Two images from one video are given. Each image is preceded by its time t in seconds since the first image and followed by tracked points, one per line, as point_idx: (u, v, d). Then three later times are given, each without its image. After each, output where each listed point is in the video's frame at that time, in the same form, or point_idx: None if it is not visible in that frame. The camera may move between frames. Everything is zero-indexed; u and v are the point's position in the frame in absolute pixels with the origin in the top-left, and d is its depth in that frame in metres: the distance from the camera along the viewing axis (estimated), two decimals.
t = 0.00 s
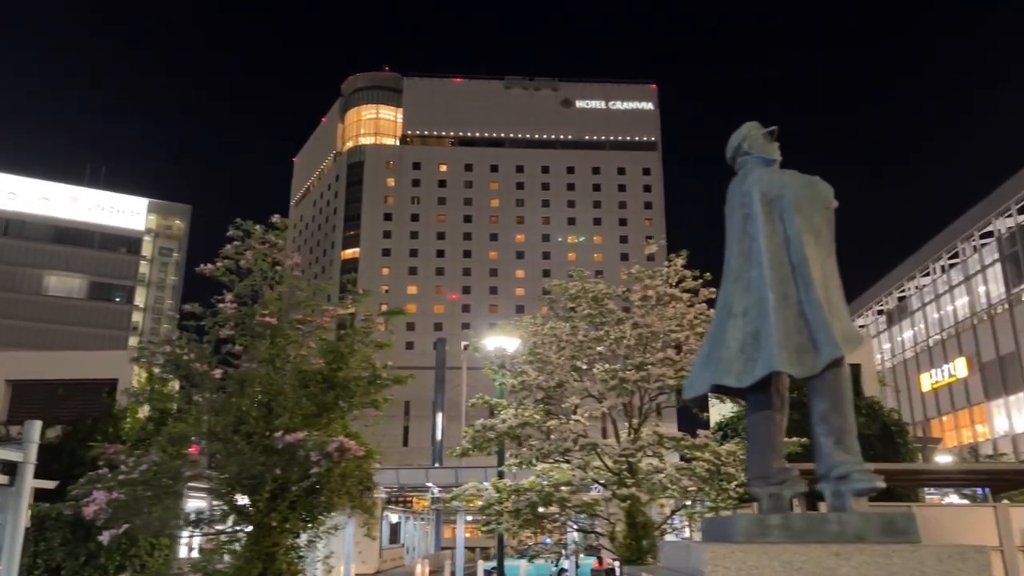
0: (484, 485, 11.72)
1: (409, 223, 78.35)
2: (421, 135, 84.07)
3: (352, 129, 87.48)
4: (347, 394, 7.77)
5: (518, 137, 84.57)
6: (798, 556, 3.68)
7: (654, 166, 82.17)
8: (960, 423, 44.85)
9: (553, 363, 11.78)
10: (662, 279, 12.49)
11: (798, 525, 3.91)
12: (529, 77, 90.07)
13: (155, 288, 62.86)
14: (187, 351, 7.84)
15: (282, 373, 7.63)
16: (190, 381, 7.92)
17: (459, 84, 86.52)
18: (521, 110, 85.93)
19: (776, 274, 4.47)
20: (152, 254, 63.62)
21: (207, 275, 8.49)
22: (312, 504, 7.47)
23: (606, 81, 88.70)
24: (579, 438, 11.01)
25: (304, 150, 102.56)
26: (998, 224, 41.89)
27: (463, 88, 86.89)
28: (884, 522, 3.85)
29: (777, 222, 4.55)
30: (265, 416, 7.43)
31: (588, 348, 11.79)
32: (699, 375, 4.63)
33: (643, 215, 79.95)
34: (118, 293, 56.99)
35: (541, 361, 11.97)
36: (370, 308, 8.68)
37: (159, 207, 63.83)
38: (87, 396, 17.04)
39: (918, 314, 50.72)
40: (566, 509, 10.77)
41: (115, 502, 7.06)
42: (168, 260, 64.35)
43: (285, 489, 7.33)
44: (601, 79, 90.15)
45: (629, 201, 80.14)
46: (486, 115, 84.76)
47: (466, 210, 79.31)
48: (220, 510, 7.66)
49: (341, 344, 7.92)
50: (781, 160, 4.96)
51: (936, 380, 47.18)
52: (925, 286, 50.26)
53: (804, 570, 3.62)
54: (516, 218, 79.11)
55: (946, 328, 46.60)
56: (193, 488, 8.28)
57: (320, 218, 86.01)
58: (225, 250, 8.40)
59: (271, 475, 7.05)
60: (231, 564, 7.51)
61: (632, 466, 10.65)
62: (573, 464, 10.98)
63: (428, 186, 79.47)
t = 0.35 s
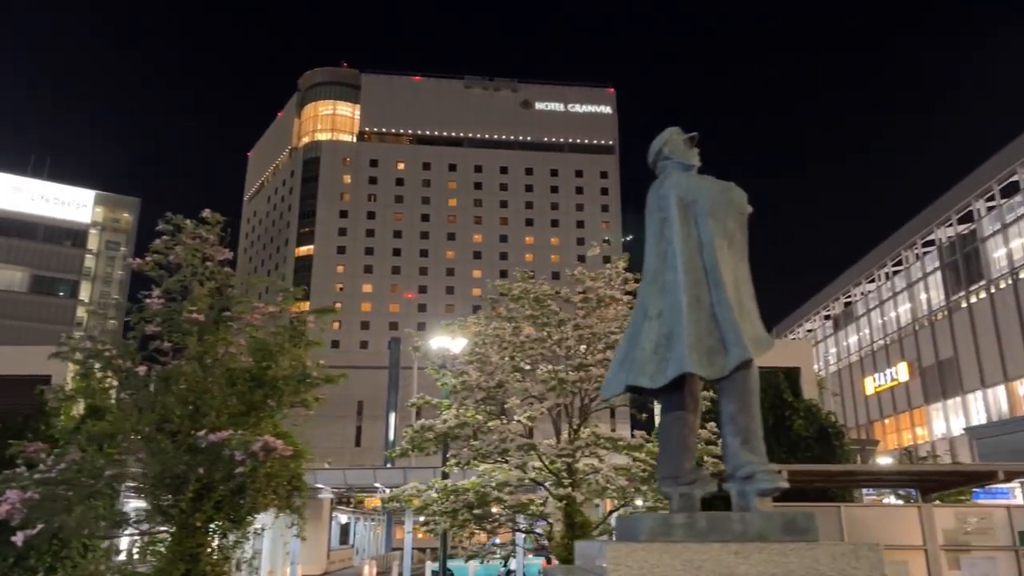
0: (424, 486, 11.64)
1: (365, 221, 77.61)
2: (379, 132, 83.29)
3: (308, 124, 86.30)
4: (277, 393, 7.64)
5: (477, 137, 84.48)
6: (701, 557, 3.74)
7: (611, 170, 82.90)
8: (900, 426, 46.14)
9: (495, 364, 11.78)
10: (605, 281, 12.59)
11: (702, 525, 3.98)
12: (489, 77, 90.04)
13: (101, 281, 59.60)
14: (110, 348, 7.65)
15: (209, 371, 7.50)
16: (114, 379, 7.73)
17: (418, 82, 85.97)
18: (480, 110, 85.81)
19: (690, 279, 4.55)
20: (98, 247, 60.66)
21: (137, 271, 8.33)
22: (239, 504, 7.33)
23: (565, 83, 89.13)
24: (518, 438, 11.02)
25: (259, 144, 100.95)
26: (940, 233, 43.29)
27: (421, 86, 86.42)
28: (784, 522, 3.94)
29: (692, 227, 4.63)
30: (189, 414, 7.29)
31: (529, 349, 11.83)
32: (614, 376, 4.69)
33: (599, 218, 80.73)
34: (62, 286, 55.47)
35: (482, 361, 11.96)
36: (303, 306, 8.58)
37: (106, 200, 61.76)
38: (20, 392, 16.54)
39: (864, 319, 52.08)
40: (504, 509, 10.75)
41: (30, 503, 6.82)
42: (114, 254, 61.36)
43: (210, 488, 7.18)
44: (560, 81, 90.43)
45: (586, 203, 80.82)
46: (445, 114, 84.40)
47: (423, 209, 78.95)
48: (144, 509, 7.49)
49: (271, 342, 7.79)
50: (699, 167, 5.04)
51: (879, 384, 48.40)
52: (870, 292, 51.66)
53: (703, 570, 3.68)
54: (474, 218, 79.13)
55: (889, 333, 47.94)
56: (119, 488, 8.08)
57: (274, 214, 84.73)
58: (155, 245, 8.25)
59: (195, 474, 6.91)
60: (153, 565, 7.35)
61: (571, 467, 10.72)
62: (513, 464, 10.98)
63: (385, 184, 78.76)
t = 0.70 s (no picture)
0: (373, 485, 11.47)
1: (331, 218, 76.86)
2: (347, 129, 82.54)
3: (275, 119, 85.26)
4: (212, 389, 7.49)
5: (446, 136, 84.19)
6: (621, 554, 3.69)
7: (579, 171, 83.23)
8: (858, 427, 46.91)
9: (446, 362, 11.64)
10: (559, 280, 12.57)
11: (625, 522, 3.94)
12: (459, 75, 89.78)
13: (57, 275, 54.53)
14: (37, 340, 7.37)
15: (144, 367, 7.31)
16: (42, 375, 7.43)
17: (386, 79, 85.40)
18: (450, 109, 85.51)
19: (622, 276, 4.52)
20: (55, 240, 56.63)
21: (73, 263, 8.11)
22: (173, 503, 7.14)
23: (534, 84, 89.23)
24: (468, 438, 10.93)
25: (224, 138, 99.56)
26: (897, 238, 44.23)
27: (390, 83, 85.84)
28: (706, 520, 3.92)
29: (624, 224, 4.61)
30: (122, 410, 7.09)
31: (482, 348, 11.78)
32: (546, 372, 4.62)
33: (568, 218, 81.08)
34: (18, 280, 54.06)
35: (433, 359, 11.83)
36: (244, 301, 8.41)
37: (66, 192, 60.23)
38: None
39: (824, 322, 52.86)
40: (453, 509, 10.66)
41: None
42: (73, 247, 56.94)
43: (143, 486, 6.99)
44: (530, 82, 90.51)
45: (555, 204, 81.06)
46: (413, 112, 83.96)
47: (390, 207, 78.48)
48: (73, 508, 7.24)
49: (208, 337, 7.62)
50: (635, 164, 5.03)
51: (837, 386, 49.20)
52: (830, 295, 52.52)
53: (622, 568, 3.64)
54: (442, 217, 78.93)
55: (848, 336, 48.75)
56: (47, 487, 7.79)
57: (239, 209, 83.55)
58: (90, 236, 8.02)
59: (126, 472, 6.75)
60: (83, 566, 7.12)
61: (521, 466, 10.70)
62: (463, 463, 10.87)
63: (352, 180, 77.98)
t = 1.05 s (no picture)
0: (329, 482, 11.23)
1: (306, 213, 76.20)
2: (322, 124, 81.79)
3: (249, 114, 84.09)
4: (153, 381, 7.28)
5: (423, 133, 83.72)
6: (548, 549, 3.55)
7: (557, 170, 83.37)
8: (828, 427, 47.35)
9: (404, 357, 11.42)
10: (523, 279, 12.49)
11: (556, 516, 3.81)
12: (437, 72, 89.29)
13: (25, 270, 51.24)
14: None
15: (80, 357, 7.06)
16: None
17: (363, 74, 84.69)
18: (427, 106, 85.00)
19: (560, 263, 4.39)
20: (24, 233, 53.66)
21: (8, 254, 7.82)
22: (109, 498, 6.89)
23: (513, 82, 89.01)
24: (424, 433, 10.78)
25: (198, 132, 98.18)
26: (868, 240, 44.62)
27: (367, 79, 85.14)
28: (641, 515, 3.80)
29: (566, 210, 4.47)
30: (57, 403, 6.82)
31: (442, 342, 11.61)
32: (483, 361, 4.49)
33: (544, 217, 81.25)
34: None
35: (390, 353, 11.61)
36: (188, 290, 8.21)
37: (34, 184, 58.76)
38: None
39: (795, 322, 53.31)
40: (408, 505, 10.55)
41: None
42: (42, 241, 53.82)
43: (79, 481, 6.75)
44: (508, 80, 90.25)
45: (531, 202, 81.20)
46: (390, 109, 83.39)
47: (366, 203, 78.01)
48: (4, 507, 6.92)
49: (149, 328, 7.37)
50: (580, 148, 4.89)
51: (808, 385, 49.62)
52: (802, 296, 52.86)
53: (551, 562, 3.51)
54: (418, 215, 78.67)
55: (819, 336, 49.10)
56: None
57: (212, 203, 82.43)
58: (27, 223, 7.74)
59: (58, 467, 6.55)
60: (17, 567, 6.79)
61: (479, 463, 10.54)
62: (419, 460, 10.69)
63: (328, 176, 77.34)
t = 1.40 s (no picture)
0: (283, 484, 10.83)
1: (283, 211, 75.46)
2: (301, 121, 80.97)
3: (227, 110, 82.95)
4: (85, 377, 6.97)
5: (402, 131, 83.17)
6: (470, 554, 3.32)
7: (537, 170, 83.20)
8: (803, 427, 47.57)
9: (363, 354, 11.14)
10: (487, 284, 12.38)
11: (483, 520, 3.58)
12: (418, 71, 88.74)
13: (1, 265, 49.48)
14: None
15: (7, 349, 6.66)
16: None
17: (343, 71, 83.91)
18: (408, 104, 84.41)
19: (497, 253, 4.15)
20: None
21: None
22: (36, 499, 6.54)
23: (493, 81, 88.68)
24: (381, 432, 10.56)
25: (175, 127, 96.80)
26: (843, 241, 44.69)
27: (347, 76, 84.40)
28: (571, 517, 3.59)
29: (504, 197, 4.24)
30: None
31: (404, 339, 11.34)
32: (415, 355, 4.22)
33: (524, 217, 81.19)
34: None
35: (350, 351, 11.32)
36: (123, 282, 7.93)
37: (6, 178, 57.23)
38: None
39: (772, 323, 53.49)
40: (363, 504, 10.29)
41: None
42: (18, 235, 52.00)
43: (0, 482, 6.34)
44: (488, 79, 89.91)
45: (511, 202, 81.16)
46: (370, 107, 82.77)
47: (345, 202, 77.44)
48: None
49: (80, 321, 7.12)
50: (523, 134, 4.66)
51: (784, 386, 49.84)
52: (779, 297, 53.01)
53: (471, 568, 3.29)
54: (397, 213, 78.23)
55: (795, 337, 49.26)
56: None
57: (188, 200, 81.30)
58: None
59: None
60: None
61: (438, 463, 10.30)
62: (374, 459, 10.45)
63: (306, 173, 76.66)
